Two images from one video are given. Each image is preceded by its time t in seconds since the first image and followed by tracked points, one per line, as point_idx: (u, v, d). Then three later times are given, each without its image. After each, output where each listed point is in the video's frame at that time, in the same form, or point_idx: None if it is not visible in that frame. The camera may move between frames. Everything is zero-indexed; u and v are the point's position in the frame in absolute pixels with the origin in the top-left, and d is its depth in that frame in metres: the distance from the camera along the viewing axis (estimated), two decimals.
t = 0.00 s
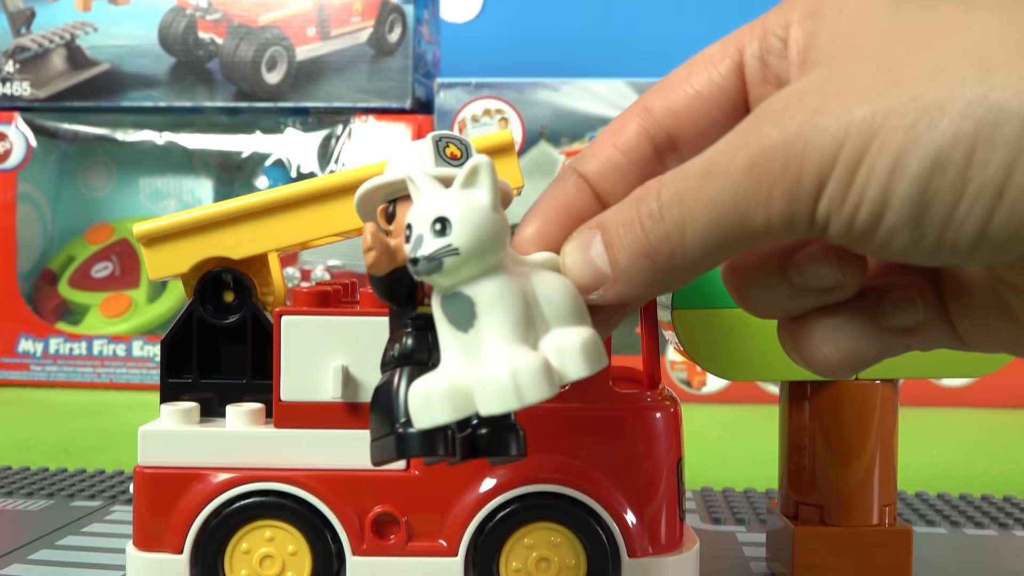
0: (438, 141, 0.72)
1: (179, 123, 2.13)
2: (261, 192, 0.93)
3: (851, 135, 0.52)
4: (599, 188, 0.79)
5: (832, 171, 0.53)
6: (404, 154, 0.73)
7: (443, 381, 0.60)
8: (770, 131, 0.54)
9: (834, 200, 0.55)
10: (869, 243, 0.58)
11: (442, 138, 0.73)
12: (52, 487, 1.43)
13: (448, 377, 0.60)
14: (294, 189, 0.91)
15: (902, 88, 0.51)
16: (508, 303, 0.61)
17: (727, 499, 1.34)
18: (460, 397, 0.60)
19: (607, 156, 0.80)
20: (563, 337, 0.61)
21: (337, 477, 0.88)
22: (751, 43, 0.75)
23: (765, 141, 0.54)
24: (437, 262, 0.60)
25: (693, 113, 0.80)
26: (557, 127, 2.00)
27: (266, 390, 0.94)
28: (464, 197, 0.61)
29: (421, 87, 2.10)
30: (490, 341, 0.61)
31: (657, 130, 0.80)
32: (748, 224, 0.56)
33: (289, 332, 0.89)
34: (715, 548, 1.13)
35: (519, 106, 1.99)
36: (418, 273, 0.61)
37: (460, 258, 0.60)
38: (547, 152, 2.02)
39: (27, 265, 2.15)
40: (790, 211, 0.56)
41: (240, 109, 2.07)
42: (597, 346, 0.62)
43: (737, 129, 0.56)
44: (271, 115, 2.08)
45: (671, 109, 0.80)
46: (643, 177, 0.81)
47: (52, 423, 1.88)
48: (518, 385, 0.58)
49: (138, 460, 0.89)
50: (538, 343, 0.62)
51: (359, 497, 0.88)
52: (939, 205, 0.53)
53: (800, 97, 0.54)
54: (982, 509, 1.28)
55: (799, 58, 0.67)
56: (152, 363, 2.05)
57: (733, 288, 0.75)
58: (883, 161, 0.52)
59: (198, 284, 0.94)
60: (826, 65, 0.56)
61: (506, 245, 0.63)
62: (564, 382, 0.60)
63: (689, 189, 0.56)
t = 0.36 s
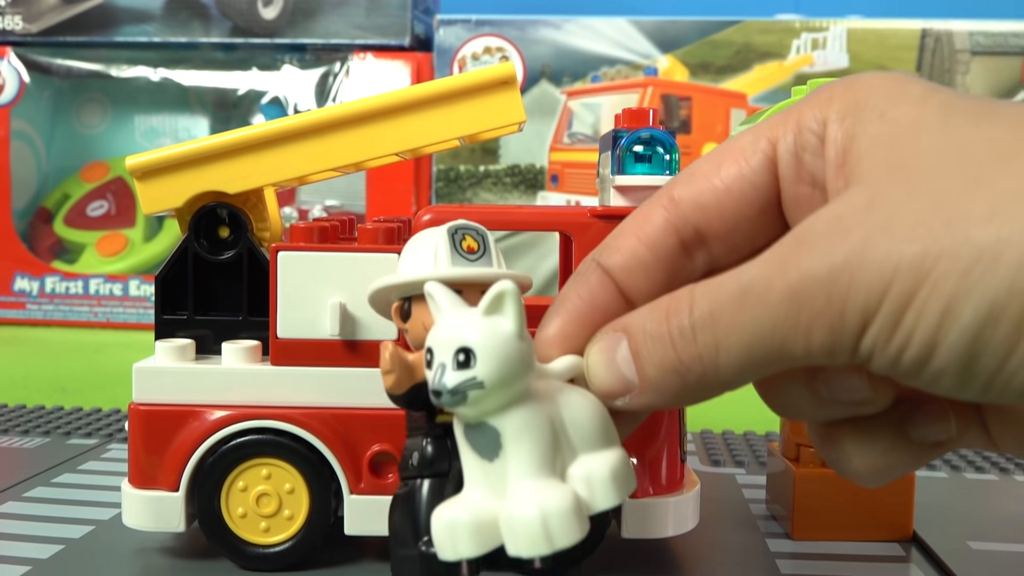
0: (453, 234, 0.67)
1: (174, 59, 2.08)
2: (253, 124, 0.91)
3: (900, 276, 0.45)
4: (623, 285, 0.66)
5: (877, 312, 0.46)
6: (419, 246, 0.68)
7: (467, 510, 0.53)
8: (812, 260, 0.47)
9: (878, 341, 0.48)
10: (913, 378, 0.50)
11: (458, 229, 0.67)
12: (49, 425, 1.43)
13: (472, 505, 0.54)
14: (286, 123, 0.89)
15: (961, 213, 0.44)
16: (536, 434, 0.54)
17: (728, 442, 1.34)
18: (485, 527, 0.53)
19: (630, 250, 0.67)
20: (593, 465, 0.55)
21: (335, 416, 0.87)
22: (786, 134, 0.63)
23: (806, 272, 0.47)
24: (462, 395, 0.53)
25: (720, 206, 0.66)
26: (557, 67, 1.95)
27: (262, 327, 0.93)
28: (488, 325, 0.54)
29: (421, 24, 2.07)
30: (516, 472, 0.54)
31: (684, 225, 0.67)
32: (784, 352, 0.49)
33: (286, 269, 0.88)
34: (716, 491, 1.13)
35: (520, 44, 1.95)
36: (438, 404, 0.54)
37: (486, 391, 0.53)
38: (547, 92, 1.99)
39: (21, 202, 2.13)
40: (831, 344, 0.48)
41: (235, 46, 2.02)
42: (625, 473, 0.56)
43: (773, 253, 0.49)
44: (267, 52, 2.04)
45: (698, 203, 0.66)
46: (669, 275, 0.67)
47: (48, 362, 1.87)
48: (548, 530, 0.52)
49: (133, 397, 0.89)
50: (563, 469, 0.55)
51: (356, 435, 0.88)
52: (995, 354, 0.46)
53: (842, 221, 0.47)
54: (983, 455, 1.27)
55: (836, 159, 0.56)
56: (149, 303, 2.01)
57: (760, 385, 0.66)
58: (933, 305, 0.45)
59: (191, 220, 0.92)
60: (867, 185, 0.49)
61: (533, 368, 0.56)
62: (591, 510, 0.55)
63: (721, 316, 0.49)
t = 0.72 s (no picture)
0: (484, 219, 0.73)
1: None
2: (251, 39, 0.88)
3: (938, 325, 0.52)
4: (640, 277, 0.77)
5: (910, 355, 0.54)
6: (450, 224, 0.73)
7: (481, 514, 0.66)
8: (849, 298, 0.53)
9: (906, 377, 0.55)
10: (938, 413, 0.58)
11: (489, 213, 0.73)
12: (44, 350, 1.42)
13: (486, 508, 0.67)
14: (285, 39, 0.86)
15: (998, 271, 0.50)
16: (556, 453, 0.66)
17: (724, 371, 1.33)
18: (497, 530, 0.66)
19: (650, 243, 0.76)
20: (607, 481, 0.69)
21: (333, 341, 0.86)
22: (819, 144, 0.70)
23: (843, 309, 0.54)
24: (490, 413, 0.63)
25: (746, 206, 0.74)
26: None
27: (259, 251, 0.92)
28: (522, 347, 0.63)
29: None
30: (534, 488, 0.66)
31: (707, 226, 0.75)
32: (815, 377, 0.57)
33: (283, 190, 0.86)
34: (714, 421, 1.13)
35: None
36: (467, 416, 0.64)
37: (513, 410, 0.63)
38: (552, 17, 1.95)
39: (16, 126, 1.98)
40: (862, 376, 0.56)
41: None
42: (635, 488, 0.70)
43: (810, 282, 0.56)
44: None
45: (723, 207, 0.74)
46: (687, 268, 0.78)
47: (50, 290, 1.89)
48: (562, 546, 0.64)
49: (127, 319, 0.87)
50: (581, 483, 0.69)
51: (355, 360, 0.87)
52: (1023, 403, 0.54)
53: (880, 263, 0.53)
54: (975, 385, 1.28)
55: (874, 180, 0.64)
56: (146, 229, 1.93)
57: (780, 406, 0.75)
58: (967, 356, 0.52)
59: (185, 138, 0.89)
60: (905, 220, 0.55)
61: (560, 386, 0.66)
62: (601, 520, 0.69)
63: (753, 337, 0.57)
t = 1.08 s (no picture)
0: (515, 163, 0.71)
1: None
2: None
3: (953, 301, 0.55)
4: (641, 236, 0.79)
5: (922, 330, 0.57)
6: (481, 158, 0.72)
7: (477, 465, 0.67)
8: (863, 267, 0.57)
9: (917, 350, 0.59)
10: (948, 386, 0.62)
11: (522, 155, 0.71)
12: (39, 292, 1.40)
13: (481, 460, 0.67)
14: None
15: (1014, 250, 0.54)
16: (557, 417, 0.67)
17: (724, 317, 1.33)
18: (490, 482, 0.67)
19: (652, 203, 0.78)
20: (604, 444, 0.69)
21: (330, 282, 0.85)
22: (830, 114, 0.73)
23: (851, 278, 0.57)
24: (495, 371, 0.63)
25: (752, 171, 0.77)
26: None
27: (253, 190, 0.90)
28: (535, 312, 0.63)
29: None
30: (531, 446, 0.67)
31: (710, 188, 0.78)
32: (822, 346, 0.60)
33: (278, 127, 0.84)
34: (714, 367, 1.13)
35: None
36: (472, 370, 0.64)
37: (519, 371, 0.63)
38: None
39: (12, 66, 1.93)
40: (869, 347, 0.59)
41: None
42: (631, 453, 0.71)
43: (821, 250, 0.59)
44: None
45: (727, 172, 0.77)
46: (689, 229, 0.81)
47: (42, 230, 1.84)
48: (554, 510, 0.64)
49: (121, 258, 0.86)
50: (580, 444, 0.69)
51: (352, 302, 0.85)
52: None
53: (895, 235, 0.57)
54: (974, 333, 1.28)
55: (889, 156, 0.67)
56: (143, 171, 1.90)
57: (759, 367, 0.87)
58: (984, 332, 0.55)
59: (180, 73, 0.87)
60: (921, 195, 0.59)
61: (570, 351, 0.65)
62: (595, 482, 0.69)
63: (764, 301, 0.61)
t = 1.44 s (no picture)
0: (543, 154, 0.69)
1: None
2: None
3: (957, 289, 0.55)
4: (637, 234, 0.77)
5: (925, 319, 0.57)
6: (505, 146, 0.70)
7: (478, 469, 0.68)
8: (865, 259, 0.57)
9: (919, 341, 0.58)
10: (949, 376, 0.61)
11: (549, 149, 0.69)
12: (39, 280, 1.40)
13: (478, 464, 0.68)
14: None
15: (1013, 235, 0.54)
16: (559, 425, 0.67)
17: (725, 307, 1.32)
18: (486, 485, 0.68)
19: (649, 201, 0.77)
20: (602, 452, 0.70)
21: (330, 270, 0.84)
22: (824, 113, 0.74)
23: (853, 269, 0.57)
24: (504, 384, 0.63)
25: (746, 169, 0.77)
26: None
27: (253, 177, 0.90)
28: (548, 331, 0.62)
29: None
30: (530, 453, 0.68)
31: (704, 185, 0.78)
32: (824, 339, 0.60)
33: (278, 114, 0.83)
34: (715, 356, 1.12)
35: None
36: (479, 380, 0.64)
37: (527, 385, 0.63)
38: None
39: (11, 52, 1.92)
40: (871, 340, 0.59)
41: None
42: (626, 460, 0.71)
43: (822, 244, 0.59)
44: None
45: (721, 171, 0.77)
46: (683, 225, 0.80)
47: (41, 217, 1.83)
48: (553, 519, 0.65)
49: (121, 245, 0.86)
50: (579, 451, 0.70)
51: (352, 290, 0.85)
52: None
53: (897, 227, 0.56)
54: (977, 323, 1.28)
55: (884, 155, 0.68)
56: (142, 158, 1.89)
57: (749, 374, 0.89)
58: (989, 319, 0.55)
59: (180, 60, 0.87)
60: (920, 190, 0.59)
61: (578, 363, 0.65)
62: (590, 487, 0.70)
63: (767, 295, 0.60)
